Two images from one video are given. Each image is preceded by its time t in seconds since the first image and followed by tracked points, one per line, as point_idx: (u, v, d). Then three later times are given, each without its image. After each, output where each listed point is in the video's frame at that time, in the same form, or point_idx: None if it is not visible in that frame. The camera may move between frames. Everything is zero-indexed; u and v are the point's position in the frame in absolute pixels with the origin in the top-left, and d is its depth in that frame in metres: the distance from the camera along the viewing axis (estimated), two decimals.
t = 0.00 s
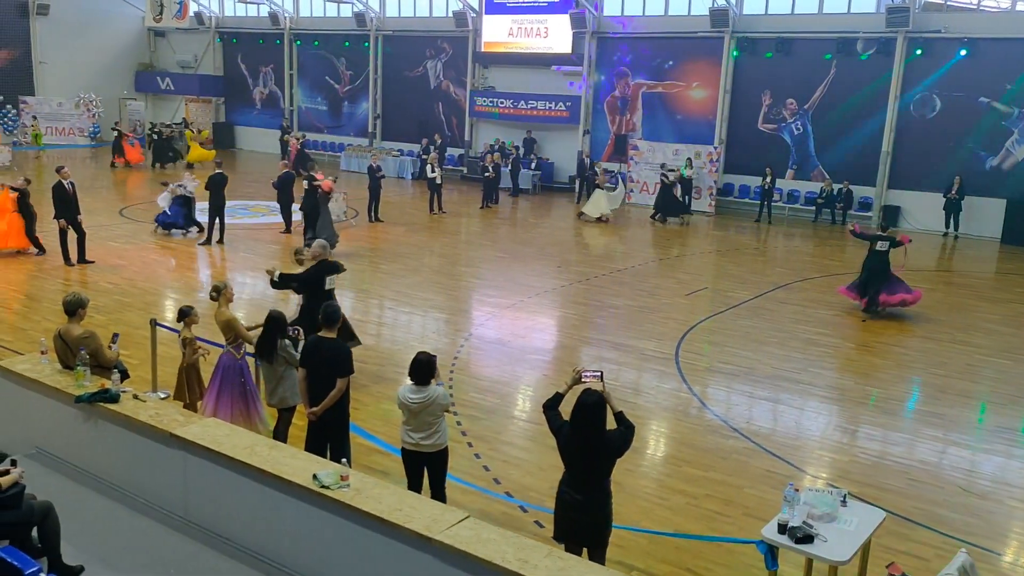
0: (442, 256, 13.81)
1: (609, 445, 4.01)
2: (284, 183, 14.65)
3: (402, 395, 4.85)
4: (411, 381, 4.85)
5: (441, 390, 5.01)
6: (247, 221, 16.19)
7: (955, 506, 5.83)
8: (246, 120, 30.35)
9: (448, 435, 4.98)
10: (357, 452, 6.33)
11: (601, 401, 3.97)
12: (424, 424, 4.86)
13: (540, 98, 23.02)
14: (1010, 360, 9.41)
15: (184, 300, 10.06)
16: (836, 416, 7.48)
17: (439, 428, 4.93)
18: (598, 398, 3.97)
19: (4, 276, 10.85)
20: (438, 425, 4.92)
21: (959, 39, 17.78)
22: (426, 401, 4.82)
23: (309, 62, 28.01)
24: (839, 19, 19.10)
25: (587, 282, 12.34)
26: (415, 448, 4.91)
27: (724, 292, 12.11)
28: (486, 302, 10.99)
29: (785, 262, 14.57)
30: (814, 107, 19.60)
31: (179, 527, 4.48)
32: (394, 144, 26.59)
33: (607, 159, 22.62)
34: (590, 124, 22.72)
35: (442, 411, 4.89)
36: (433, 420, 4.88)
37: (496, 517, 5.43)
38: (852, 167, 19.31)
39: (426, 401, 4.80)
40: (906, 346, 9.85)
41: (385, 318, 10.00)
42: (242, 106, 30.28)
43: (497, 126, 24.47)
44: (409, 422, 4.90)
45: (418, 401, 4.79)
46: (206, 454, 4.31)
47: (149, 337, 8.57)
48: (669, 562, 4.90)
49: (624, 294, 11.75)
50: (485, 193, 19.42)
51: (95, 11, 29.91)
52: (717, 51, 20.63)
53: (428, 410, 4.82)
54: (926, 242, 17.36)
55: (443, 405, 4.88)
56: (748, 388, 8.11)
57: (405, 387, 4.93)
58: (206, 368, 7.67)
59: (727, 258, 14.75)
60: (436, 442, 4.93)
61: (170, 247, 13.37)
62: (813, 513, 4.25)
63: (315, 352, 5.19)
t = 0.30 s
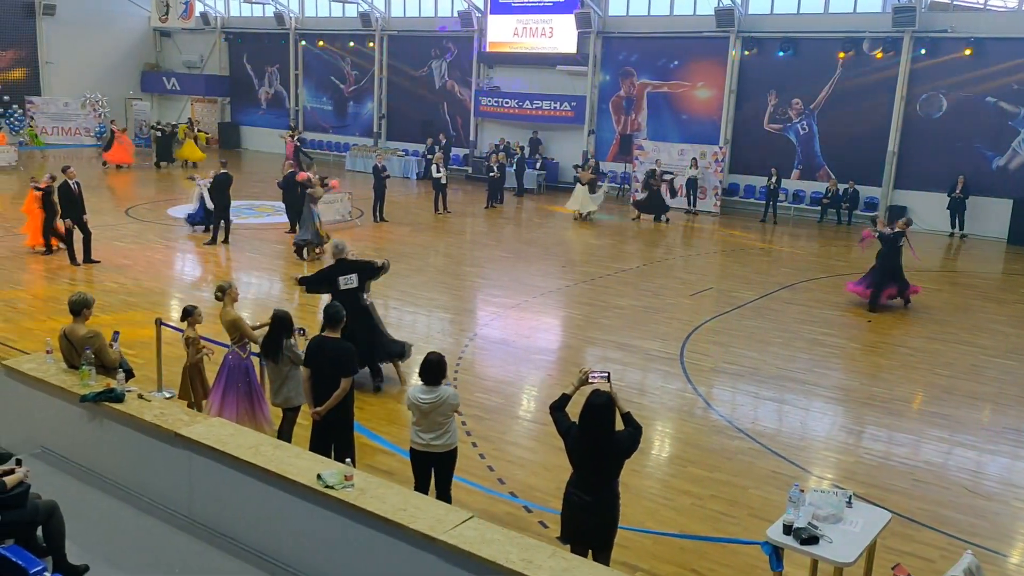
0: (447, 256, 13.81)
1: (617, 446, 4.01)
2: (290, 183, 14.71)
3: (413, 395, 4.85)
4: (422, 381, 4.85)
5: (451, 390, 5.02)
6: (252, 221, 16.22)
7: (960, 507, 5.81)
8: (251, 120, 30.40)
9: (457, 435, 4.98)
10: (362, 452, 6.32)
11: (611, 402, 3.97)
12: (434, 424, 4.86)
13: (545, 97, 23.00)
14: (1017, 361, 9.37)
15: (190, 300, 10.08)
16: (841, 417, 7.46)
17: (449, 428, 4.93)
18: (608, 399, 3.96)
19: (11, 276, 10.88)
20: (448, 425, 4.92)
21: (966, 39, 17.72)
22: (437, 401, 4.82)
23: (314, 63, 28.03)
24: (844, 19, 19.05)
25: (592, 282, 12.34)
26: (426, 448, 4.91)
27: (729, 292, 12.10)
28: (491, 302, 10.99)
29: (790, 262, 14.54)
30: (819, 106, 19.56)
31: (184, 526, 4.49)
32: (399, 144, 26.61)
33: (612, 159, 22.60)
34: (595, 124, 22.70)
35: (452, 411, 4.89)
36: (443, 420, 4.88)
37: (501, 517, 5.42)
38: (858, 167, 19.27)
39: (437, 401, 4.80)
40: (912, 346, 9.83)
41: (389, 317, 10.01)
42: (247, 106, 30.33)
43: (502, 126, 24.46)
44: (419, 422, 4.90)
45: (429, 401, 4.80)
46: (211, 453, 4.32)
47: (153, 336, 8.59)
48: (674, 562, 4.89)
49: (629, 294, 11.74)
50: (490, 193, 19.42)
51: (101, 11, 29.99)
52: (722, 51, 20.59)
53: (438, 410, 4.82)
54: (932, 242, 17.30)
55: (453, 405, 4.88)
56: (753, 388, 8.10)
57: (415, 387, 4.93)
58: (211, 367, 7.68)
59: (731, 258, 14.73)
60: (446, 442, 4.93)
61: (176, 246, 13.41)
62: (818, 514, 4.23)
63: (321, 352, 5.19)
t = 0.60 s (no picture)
0: (450, 256, 13.80)
1: (622, 447, 4.00)
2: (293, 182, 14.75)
3: (422, 395, 4.82)
4: (430, 382, 4.83)
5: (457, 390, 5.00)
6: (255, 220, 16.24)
7: (964, 508, 5.79)
8: (254, 120, 30.42)
9: (465, 436, 4.97)
10: (365, 452, 6.32)
11: (617, 402, 3.96)
12: (442, 424, 4.85)
13: (548, 97, 22.99)
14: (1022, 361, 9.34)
15: (193, 300, 10.09)
16: (845, 417, 7.44)
17: (456, 429, 4.92)
18: (614, 400, 3.95)
19: (15, 275, 10.91)
20: (456, 426, 4.91)
21: (971, 38, 17.68)
22: (445, 402, 4.80)
23: (317, 62, 28.05)
24: (848, 18, 19.01)
25: (595, 282, 12.32)
26: (433, 449, 4.89)
27: (732, 292, 12.07)
28: (494, 302, 10.98)
29: (793, 262, 14.52)
30: (823, 106, 19.52)
31: (186, 526, 4.49)
32: (403, 144, 26.61)
33: (615, 159, 22.58)
34: (599, 124, 22.68)
35: (460, 412, 4.88)
36: (451, 421, 4.86)
37: (503, 517, 5.42)
38: (862, 167, 19.23)
39: (446, 402, 4.78)
40: (916, 346, 9.81)
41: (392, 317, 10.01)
42: (250, 106, 30.35)
43: (505, 126, 24.46)
44: (427, 423, 4.88)
45: (438, 402, 4.77)
46: (212, 453, 4.32)
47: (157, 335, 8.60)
48: (677, 562, 4.88)
49: (632, 294, 11.73)
50: (493, 193, 19.41)
51: (105, 11, 30.06)
52: (726, 51, 20.57)
53: (447, 411, 4.81)
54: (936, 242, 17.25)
55: (461, 406, 4.87)
56: (756, 389, 8.09)
57: (423, 387, 4.90)
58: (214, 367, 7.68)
59: (735, 258, 14.70)
60: (454, 443, 4.92)
61: (179, 246, 13.43)
62: (821, 515, 4.22)
63: (324, 352, 5.19)
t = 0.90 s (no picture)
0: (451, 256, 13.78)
1: (625, 447, 3.99)
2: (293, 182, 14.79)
3: (428, 396, 4.80)
4: (435, 383, 4.81)
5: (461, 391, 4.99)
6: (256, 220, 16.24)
7: (965, 508, 5.78)
8: (255, 120, 30.41)
9: (470, 437, 4.96)
10: (366, 452, 6.31)
11: (620, 403, 3.95)
12: (448, 426, 4.83)
13: (550, 97, 22.98)
14: None
15: (193, 300, 10.08)
16: (846, 417, 7.43)
17: (461, 430, 4.91)
18: (617, 400, 3.95)
19: (16, 275, 10.92)
20: (461, 427, 4.90)
21: (973, 37, 17.65)
22: (451, 403, 4.79)
23: (318, 62, 28.04)
24: (850, 18, 19.00)
25: (595, 282, 12.31)
26: (439, 451, 4.87)
27: (734, 292, 12.05)
28: (494, 301, 10.98)
29: (795, 262, 14.49)
30: (825, 106, 19.50)
31: (186, 526, 4.49)
32: (404, 144, 26.62)
33: (617, 158, 22.54)
34: (600, 123, 22.63)
35: (466, 412, 4.86)
36: (457, 422, 4.85)
37: (504, 518, 5.41)
38: (864, 166, 19.19)
39: (452, 403, 4.77)
40: (917, 346, 9.79)
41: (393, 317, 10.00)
42: (252, 106, 30.36)
43: (507, 126, 24.45)
44: (433, 424, 4.86)
45: (444, 402, 4.76)
46: (212, 452, 4.32)
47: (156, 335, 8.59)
48: (677, 563, 4.87)
49: (633, 293, 11.71)
50: (494, 193, 19.40)
51: (106, 11, 30.09)
52: (728, 50, 20.53)
53: (453, 412, 4.80)
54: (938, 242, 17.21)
55: (467, 406, 4.87)
56: (757, 389, 8.08)
57: (427, 389, 4.88)
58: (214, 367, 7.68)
59: (735, 258, 14.70)
60: (459, 443, 4.91)
61: (180, 245, 13.42)
62: (822, 515, 4.20)
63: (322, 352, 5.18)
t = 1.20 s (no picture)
0: (451, 256, 13.76)
1: (625, 447, 3.97)
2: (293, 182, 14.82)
3: (430, 397, 4.78)
4: (438, 383, 4.79)
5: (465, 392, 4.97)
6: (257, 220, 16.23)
7: (966, 508, 5.76)
8: (256, 119, 30.40)
9: (473, 438, 4.94)
10: (366, 452, 6.30)
11: (621, 403, 3.94)
12: (451, 426, 4.81)
13: (551, 96, 22.98)
14: None
15: (194, 300, 10.07)
16: (847, 417, 7.41)
17: (465, 431, 4.89)
18: (619, 401, 3.93)
19: (16, 274, 10.92)
20: (463, 428, 4.88)
21: (974, 37, 17.64)
22: (455, 404, 4.77)
23: (319, 62, 28.04)
24: (851, 17, 18.98)
25: (596, 282, 12.30)
26: (442, 452, 4.85)
27: (734, 292, 12.03)
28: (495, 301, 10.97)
29: (796, 262, 14.47)
30: (826, 105, 19.48)
31: (185, 526, 4.47)
32: (404, 143, 26.62)
33: (618, 158, 22.53)
34: (601, 123, 22.63)
35: (468, 414, 4.85)
36: (460, 423, 4.83)
37: (504, 518, 5.40)
38: (865, 165, 19.17)
39: (456, 404, 4.76)
40: (918, 346, 9.78)
41: (394, 316, 10.00)
42: (252, 105, 30.36)
43: (507, 125, 24.44)
44: (436, 425, 4.84)
45: (447, 403, 4.75)
46: (210, 453, 4.30)
47: (156, 335, 8.58)
48: (677, 564, 4.86)
49: (633, 293, 11.70)
50: (495, 192, 19.39)
51: (107, 11, 30.09)
52: (729, 50, 20.52)
53: (457, 413, 4.78)
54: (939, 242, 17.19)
55: (470, 407, 4.85)
56: (758, 389, 8.06)
57: (430, 390, 4.86)
58: (214, 367, 7.67)
59: (735, 258, 14.70)
60: (463, 445, 4.89)
61: (180, 245, 13.42)
62: (822, 515, 4.19)
63: (324, 352, 5.15)
